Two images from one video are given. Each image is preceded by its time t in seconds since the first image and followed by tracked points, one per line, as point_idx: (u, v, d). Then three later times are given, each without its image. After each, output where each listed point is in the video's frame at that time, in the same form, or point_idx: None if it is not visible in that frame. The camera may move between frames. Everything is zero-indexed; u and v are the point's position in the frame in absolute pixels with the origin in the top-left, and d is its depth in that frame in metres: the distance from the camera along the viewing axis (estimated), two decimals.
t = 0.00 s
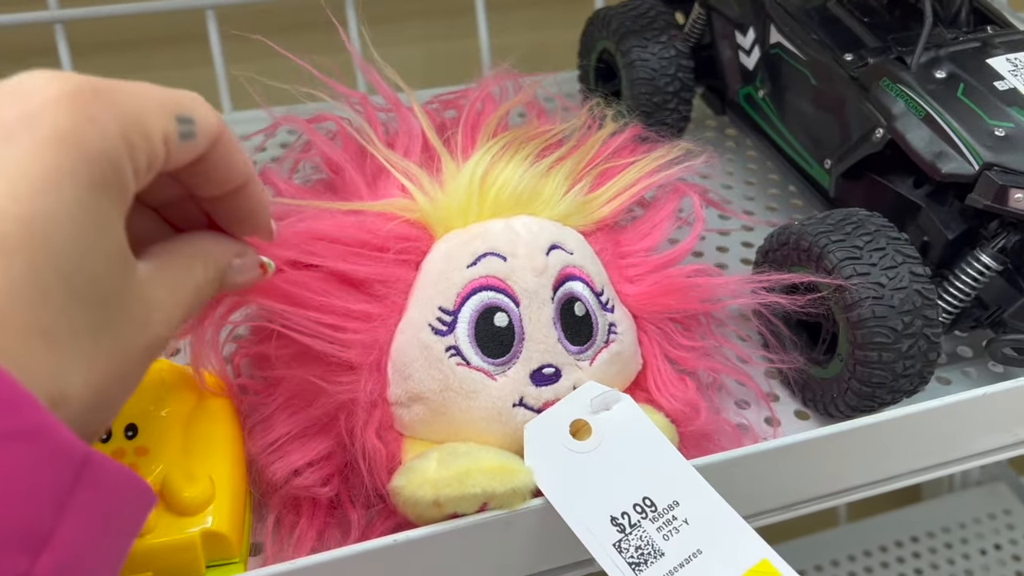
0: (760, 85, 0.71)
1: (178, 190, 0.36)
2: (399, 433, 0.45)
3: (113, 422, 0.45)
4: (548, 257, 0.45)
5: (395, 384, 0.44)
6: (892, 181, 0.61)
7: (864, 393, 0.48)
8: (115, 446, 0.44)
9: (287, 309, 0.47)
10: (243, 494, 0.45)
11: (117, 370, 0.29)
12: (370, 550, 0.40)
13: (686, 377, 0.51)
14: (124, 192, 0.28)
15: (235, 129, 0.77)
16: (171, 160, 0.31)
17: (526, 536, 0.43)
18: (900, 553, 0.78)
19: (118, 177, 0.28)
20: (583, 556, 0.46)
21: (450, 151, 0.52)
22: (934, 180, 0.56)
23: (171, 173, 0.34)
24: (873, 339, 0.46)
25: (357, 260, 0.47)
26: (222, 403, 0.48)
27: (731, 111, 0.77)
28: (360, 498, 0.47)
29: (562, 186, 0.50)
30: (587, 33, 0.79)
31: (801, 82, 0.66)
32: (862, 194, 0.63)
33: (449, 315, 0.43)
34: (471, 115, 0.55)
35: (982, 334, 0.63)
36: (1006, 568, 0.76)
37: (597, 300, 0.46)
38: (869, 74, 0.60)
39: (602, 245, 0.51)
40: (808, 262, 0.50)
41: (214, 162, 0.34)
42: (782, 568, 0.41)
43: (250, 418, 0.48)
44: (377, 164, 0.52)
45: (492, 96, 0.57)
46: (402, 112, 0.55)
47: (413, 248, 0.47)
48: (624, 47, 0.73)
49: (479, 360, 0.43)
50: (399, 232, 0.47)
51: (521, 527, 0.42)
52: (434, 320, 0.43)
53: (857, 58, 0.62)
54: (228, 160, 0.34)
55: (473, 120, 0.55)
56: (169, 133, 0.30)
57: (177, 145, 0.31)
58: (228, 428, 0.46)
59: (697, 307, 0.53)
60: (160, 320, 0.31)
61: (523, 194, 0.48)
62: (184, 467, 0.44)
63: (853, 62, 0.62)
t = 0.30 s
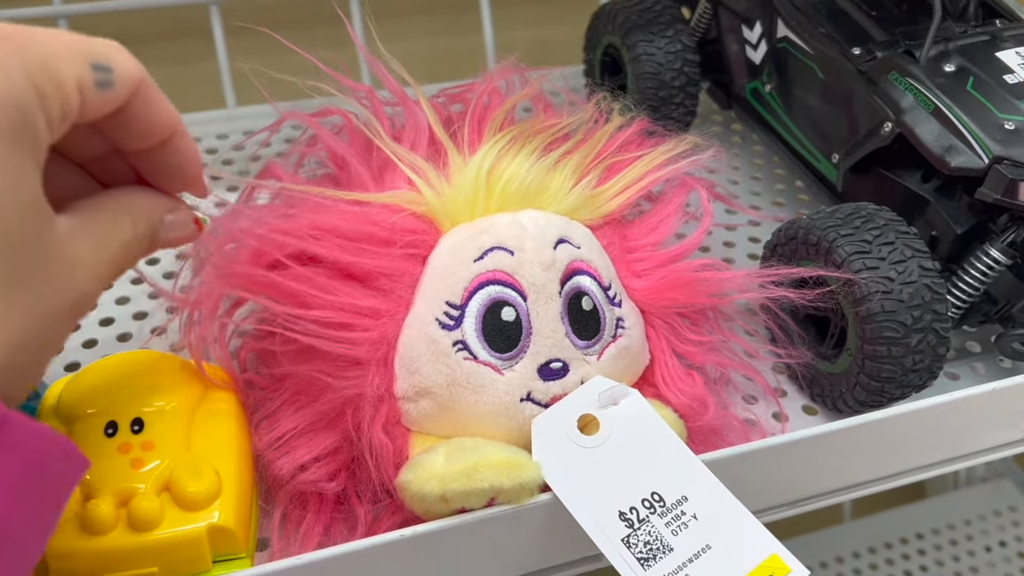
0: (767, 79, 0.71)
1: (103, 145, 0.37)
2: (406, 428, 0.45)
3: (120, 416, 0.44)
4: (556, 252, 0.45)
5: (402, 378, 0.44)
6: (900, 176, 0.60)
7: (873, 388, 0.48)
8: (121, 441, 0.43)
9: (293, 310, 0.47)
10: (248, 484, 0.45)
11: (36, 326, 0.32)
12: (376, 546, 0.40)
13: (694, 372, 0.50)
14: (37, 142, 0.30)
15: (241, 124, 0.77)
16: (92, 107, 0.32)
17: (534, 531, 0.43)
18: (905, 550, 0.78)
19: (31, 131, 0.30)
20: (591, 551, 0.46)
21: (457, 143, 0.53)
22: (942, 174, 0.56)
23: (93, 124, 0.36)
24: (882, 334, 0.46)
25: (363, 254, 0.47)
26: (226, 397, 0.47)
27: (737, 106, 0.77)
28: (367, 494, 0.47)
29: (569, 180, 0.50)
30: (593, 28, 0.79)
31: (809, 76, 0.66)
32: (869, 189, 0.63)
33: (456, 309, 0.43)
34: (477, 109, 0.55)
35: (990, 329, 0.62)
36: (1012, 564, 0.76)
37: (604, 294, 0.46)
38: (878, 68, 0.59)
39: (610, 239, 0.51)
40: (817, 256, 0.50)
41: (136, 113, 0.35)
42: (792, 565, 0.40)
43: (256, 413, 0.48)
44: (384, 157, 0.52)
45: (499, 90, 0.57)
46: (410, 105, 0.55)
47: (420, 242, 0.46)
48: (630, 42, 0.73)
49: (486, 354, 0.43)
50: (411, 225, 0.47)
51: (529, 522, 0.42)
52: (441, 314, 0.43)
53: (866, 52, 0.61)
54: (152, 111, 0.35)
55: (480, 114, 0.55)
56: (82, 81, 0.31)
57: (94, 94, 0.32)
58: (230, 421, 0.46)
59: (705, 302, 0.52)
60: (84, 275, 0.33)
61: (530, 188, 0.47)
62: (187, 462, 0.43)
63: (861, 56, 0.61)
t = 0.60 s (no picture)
0: (763, 78, 0.70)
1: (24, 97, 0.37)
2: (401, 427, 0.45)
3: (112, 415, 0.44)
4: (552, 251, 0.45)
5: (397, 377, 0.44)
6: (896, 175, 0.60)
7: (868, 387, 0.48)
8: (113, 441, 0.43)
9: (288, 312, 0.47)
10: (241, 484, 0.45)
11: None
12: (370, 544, 0.40)
13: (689, 372, 0.50)
14: None
15: (236, 122, 0.76)
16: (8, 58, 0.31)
17: (528, 529, 0.43)
18: (903, 549, 0.78)
19: None
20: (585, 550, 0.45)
21: (450, 140, 0.52)
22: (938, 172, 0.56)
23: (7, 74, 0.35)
24: (877, 333, 0.46)
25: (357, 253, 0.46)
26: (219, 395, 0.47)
27: (733, 104, 0.77)
28: (361, 494, 0.47)
29: (565, 180, 0.49)
30: (589, 26, 0.79)
31: (805, 75, 0.66)
32: (865, 187, 0.63)
33: (451, 308, 0.43)
34: (474, 108, 0.55)
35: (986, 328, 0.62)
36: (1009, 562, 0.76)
37: (600, 294, 0.46)
38: (874, 66, 0.59)
39: (606, 239, 0.50)
40: (812, 254, 0.50)
41: (57, 63, 0.34)
42: (786, 564, 0.41)
43: (249, 412, 0.48)
44: (381, 156, 0.52)
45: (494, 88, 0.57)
46: (408, 104, 0.55)
47: (417, 240, 0.46)
48: (626, 40, 0.73)
49: (481, 353, 0.43)
50: (405, 224, 0.46)
51: (524, 521, 0.42)
52: (436, 313, 0.43)
53: (862, 50, 0.61)
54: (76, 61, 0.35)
55: (478, 113, 0.55)
56: None
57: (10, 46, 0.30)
58: (224, 420, 0.46)
59: (701, 302, 0.52)
60: (8, 234, 0.32)
61: (526, 187, 0.47)
62: (179, 462, 0.43)
63: (858, 54, 0.61)
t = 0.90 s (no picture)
0: (761, 77, 0.70)
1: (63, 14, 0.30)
2: (400, 425, 0.44)
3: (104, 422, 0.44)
4: (560, 256, 0.45)
5: (399, 373, 0.43)
6: (895, 175, 0.60)
7: (868, 390, 0.47)
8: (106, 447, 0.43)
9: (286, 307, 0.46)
10: (234, 490, 0.45)
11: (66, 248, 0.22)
12: (370, 549, 0.39)
13: (690, 386, 0.50)
14: None
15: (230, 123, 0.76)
16: None
17: (528, 534, 0.42)
18: (902, 550, 0.78)
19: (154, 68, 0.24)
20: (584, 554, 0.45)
21: (465, 141, 0.52)
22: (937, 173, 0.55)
23: None
24: (876, 335, 0.46)
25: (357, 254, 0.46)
26: (209, 396, 0.48)
27: (731, 104, 0.76)
28: (355, 494, 0.46)
29: (576, 187, 0.49)
30: (585, 25, 0.78)
31: (803, 75, 0.65)
32: (864, 188, 0.63)
33: (457, 307, 0.43)
34: (487, 110, 0.54)
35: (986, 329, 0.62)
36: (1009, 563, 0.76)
37: (606, 301, 0.46)
38: (872, 66, 0.59)
39: (614, 248, 0.50)
40: (811, 256, 0.50)
41: None
42: (790, 565, 0.40)
43: (243, 405, 0.48)
44: (395, 153, 0.51)
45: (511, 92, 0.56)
46: (426, 105, 0.54)
47: (425, 236, 0.46)
48: (623, 40, 0.72)
49: (485, 354, 0.42)
50: (406, 224, 0.46)
51: (523, 525, 0.42)
52: (442, 311, 0.43)
53: (861, 50, 0.61)
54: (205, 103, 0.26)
55: (491, 116, 0.54)
56: None
57: None
58: (214, 422, 0.46)
59: (705, 316, 0.52)
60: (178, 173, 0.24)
61: (538, 191, 0.47)
62: (172, 469, 0.43)
63: (856, 54, 0.61)
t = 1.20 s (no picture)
0: (748, 82, 0.71)
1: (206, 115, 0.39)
2: (387, 427, 0.45)
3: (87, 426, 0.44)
4: (546, 260, 0.45)
5: (385, 378, 0.44)
6: (878, 179, 0.61)
7: (850, 392, 0.48)
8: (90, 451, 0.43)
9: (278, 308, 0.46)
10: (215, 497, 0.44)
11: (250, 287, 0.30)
12: (355, 551, 0.40)
13: (676, 389, 0.50)
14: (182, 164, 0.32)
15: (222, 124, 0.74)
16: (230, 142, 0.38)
17: (513, 535, 0.43)
18: (891, 550, 0.79)
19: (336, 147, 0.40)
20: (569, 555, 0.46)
21: (453, 147, 0.53)
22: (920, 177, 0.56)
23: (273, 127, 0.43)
24: (858, 338, 0.47)
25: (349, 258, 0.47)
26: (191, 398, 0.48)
27: (720, 108, 0.77)
28: (343, 497, 0.47)
29: (562, 191, 0.50)
30: (575, 29, 0.79)
31: (789, 79, 0.66)
32: (848, 192, 0.63)
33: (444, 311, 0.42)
34: (475, 115, 0.55)
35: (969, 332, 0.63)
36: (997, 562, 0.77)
37: (591, 305, 0.46)
38: (856, 71, 0.60)
39: (599, 252, 0.51)
40: (794, 259, 0.50)
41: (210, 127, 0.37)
42: (771, 566, 0.41)
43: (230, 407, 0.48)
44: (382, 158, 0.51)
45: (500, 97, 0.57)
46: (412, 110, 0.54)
47: (413, 241, 0.47)
48: (612, 44, 0.73)
49: (472, 357, 0.43)
50: (394, 229, 0.47)
51: (510, 527, 0.42)
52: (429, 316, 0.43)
53: (845, 55, 0.62)
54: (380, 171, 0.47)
55: (479, 122, 0.55)
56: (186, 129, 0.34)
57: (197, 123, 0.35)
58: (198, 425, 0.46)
59: (690, 319, 0.53)
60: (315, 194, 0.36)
61: (524, 196, 0.48)
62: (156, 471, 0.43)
63: (840, 59, 0.62)
